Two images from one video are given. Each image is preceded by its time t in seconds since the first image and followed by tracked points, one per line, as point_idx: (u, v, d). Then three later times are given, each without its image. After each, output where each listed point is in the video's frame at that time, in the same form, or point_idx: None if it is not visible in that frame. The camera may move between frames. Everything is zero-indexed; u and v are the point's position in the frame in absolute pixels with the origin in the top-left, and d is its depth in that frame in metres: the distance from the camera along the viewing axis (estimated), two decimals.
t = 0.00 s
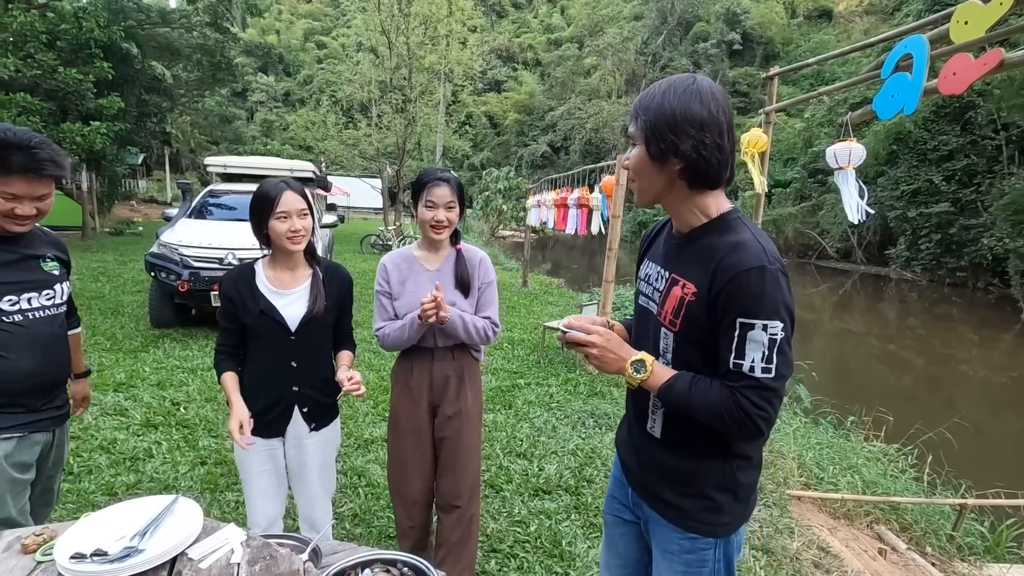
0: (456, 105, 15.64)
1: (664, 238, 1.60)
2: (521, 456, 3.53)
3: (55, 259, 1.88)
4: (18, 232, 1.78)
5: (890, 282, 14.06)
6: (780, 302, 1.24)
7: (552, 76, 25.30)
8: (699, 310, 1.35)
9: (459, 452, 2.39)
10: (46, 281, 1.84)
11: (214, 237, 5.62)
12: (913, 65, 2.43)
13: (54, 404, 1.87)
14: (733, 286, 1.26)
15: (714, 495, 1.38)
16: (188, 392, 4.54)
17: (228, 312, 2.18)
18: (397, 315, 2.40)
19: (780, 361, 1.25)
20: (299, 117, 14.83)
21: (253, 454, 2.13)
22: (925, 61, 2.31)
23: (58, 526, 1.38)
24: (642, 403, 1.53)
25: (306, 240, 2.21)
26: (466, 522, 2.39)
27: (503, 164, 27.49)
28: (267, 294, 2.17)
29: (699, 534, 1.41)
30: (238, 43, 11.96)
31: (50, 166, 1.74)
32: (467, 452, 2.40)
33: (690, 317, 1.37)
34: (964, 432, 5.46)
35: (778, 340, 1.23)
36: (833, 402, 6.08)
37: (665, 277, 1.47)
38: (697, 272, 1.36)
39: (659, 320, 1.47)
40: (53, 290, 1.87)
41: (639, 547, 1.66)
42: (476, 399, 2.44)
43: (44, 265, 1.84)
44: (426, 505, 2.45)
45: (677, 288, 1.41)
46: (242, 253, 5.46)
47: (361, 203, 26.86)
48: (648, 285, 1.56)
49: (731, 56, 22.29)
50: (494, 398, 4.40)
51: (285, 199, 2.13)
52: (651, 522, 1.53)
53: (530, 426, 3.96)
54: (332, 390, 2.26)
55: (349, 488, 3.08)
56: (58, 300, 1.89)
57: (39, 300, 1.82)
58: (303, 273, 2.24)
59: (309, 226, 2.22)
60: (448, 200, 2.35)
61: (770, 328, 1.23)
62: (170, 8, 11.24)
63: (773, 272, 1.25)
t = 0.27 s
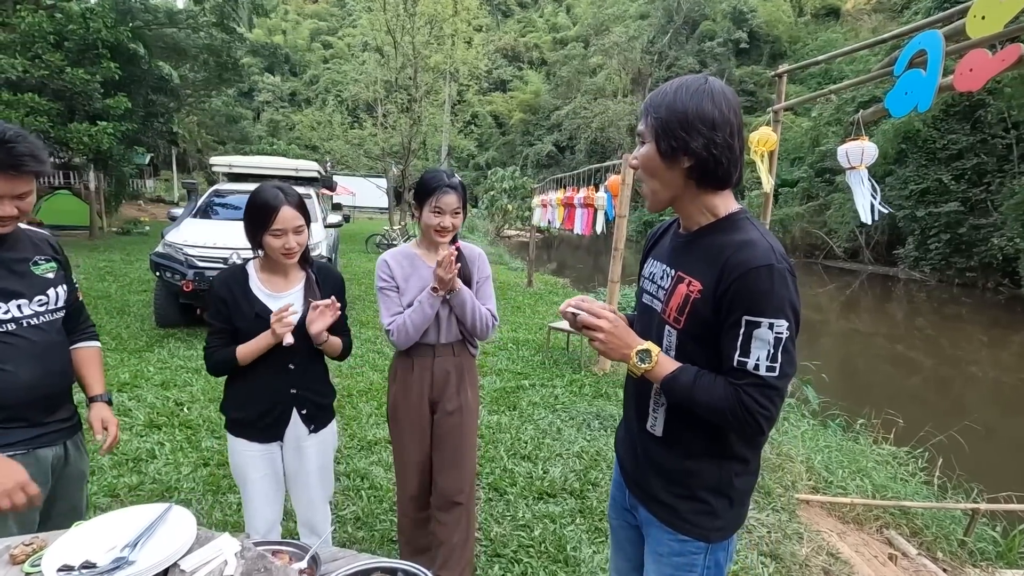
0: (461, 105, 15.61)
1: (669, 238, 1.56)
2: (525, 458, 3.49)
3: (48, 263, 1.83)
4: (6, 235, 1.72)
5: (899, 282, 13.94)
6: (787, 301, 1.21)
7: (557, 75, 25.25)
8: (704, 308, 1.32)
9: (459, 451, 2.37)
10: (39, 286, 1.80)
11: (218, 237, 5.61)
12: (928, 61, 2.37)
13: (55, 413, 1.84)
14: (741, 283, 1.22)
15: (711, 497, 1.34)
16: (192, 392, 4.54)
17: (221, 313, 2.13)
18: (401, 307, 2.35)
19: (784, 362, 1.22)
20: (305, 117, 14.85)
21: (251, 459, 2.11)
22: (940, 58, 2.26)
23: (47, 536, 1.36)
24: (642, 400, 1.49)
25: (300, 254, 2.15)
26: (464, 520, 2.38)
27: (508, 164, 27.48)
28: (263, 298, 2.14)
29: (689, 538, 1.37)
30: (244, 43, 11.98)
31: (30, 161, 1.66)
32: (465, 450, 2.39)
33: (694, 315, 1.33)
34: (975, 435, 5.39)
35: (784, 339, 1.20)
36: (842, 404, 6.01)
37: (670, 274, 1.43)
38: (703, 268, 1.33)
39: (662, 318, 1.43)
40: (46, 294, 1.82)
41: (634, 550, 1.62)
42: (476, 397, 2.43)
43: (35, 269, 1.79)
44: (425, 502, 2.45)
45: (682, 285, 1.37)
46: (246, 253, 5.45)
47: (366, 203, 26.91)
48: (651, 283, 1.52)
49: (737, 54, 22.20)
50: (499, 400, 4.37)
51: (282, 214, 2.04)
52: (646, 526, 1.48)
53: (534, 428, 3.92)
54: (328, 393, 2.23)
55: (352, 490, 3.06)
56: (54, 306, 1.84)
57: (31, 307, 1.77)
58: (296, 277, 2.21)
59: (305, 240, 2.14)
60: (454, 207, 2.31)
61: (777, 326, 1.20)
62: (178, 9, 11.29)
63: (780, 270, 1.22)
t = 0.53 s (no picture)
0: (468, 104, 15.56)
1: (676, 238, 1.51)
2: (530, 462, 3.44)
3: (40, 263, 1.80)
4: None
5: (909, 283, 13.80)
6: (784, 301, 1.15)
7: (563, 74, 25.15)
8: (703, 309, 1.27)
9: (460, 451, 2.33)
10: (30, 289, 1.76)
11: (223, 237, 5.59)
12: (947, 56, 2.31)
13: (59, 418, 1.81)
14: (737, 282, 1.18)
15: (716, 507, 1.28)
16: (196, 392, 4.52)
17: (218, 313, 2.08)
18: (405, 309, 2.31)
19: (779, 364, 1.16)
20: (311, 117, 14.84)
21: (248, 462, 2.07)
22: (960, 52, 2.20)
23: (32, 549, 1.31)
24: (650, 408, 1.44)
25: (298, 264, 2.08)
26: (466, 523, 2.34)
27: (515, 164, 27.44)
28: (261, 305, 2.10)
29: (703, 552, 1.31)
30: (251, 43, 11.99)
31: (15, 157, 1.64)
32: (466, 451, 2.35)
33: (696, 317, 1.29)
34: (989, 439, 5.29)
35: (778, 342, 1.14)
36: (852, 406, 5.93)
37: (673, 276, 1.39)
38: (703, 269, 1.28)
39: (666, 321, 1.39)
40: (39, 296, 1.78)
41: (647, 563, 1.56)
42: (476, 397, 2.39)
43: (26, 269, 1.76)
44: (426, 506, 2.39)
45: (684, 286, 1.33)
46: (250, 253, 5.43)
47: (373, 202, 26.94)
48: (656, 285, 1.48)
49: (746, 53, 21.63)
50: (504, 402, 4.32)
51: (281, 226, 1.97)
52: (657, 537, 1.43)
53: (540, 430, 3.87)
54: (326, 394, 2.20)
55: (354, 494, 3.02)
56: (48, 308, 1.81)
57: (23, 310, 1.74)
58: (295, 283, 2.16)
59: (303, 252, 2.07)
60: (458, 212, 2.27)
61: (774, 328, 1.14)
62: (186, 9, 11.31)
63: (779, 268, 1.15)
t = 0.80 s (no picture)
0: (474, 104, 15.53)
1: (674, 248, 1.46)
2: (536, 465, 3.39)
3: (46, 262, 1.75)
4: None
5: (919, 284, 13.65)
6: (787, 318, 1.08)
7: (570, 74, 25.06)
8: (705, 327, 1.22)
9: (460, 451, 2.29)
10: (36, 289, 1.71)
11: (229, 236, 5.57)
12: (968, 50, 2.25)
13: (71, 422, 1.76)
14: (734, 301, 1.12)
15: (741, 522, 1.23)
16: (200, 393, 4.49)
17: (209, 313, 2.04)
18: (404, 310, 2.27)
19: (782, 384, 1.09)
20: (319, 117, 14.85)
21: (240, 466, 2.03)
22: (982, 45, 2.14)
23: (15, 561, 1.26)
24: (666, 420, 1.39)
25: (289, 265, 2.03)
26: (469, 524, 2.29)
27: (521, 164, 27.42)
28: (253, 307, 2.05)
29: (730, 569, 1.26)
30: (259, 43, 12.02)
31: (14, 149, 1.60)
32: (467, 451, 2.31)
33: (698, 335, 1.23)
34: (1003, 442, 5.19)
35: (781, 364, 1.08)
36: (862, 409, 5.84)
37: (674, 291, 1.34)
38: (702, 285, 1.23)
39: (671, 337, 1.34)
40: (45, 297, 1.73)
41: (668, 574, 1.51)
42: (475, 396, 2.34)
43: (32, 269, 1.71)
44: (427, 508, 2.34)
45: (685, 303, 1.27)
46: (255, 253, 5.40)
47: (380, 202, 26.97)
48: (659, 297, 1.43)
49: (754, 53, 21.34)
50: (509, 403, 4.27)
51: (269, 225, 1.92)
52: (680, 551, 1.38)
53: (545, 432, 3.82)
54: (321, 398, 2.16)
55: (357, 497, 2.98)
56: (56, 308, 1.76)
57: (29, 312, 1.69)
58: (287, 286, 2.11)
59: (293, 253, 2.02)
60: (461, 221, 2.20)
61: (777, 350, 1.08)
62: (194, 10, 11.36)
63: (777, 284, 1.09)
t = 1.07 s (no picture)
0: (481, 104, 15.49)
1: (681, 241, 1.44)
2: (541, 467, 3.35)
3: (53, 258, 1.72)
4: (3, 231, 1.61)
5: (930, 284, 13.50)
6: (819, 298, 1.06)
7: (576, 74, 24.98)
8: (728, 314, 1.18)
9: (463, 452, 2.25)
10: (44, 285, 1.67)
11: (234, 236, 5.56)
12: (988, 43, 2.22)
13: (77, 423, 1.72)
14: (764, 279, 1.09)
15: (746, 539, 1.19)
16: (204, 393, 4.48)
17: (195, 317, 2.06)
18: (403, 313, 2.24)
19: (814, 368, 1.06)
20: (325, 117, 14.86)
21: (231, 473, 2.02)
22: (1003, 38, 2.11)
23: None
24: (669, 428, 1.34)
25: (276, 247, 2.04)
26: (475, 525, 2.26)
27: (528, 164, 27.38)
28: (239, 305, 2.03)
29: None
30: (267, 44, 12.05)
31: (23, 139, 1.57)
32: (473, 451, 2.27)
33: (718, 323, 1.20)
34: (1017, 446, 5.10)
35: (815, 345, 1.04)
36: (872, 411, 5.76)
37: (687, 282, 1.31)
38: (724, 269, 1.21)
39: (682, 331, 1.30)
40: (54, 293, 1.70)
41: None
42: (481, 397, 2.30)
43: (39, 266, 1.68)
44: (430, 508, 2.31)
45: (701, 291, 1.24)
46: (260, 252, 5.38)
47: (386, 202, 27.00)
48: (666, 292, 1.40)
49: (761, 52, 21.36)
50: (514, 405, 4.23)
51: (253, 202, 1.95)
52: (682, 566, 1.35)
53: (551, 434, 3.77)
54: (315, 404, 2.12)
55: (359, 499, 2.94)
56: (64, 305, 1.73)
57: (39, 307, 1.65)
58: (277, 280, 2.10)
59: (280, 228, 2.04)
60: (455, 223, 2.15)
61: (810, 329, 1.05)
62: (203, 11, 11.40)
63: (813, 259, 1.07)
